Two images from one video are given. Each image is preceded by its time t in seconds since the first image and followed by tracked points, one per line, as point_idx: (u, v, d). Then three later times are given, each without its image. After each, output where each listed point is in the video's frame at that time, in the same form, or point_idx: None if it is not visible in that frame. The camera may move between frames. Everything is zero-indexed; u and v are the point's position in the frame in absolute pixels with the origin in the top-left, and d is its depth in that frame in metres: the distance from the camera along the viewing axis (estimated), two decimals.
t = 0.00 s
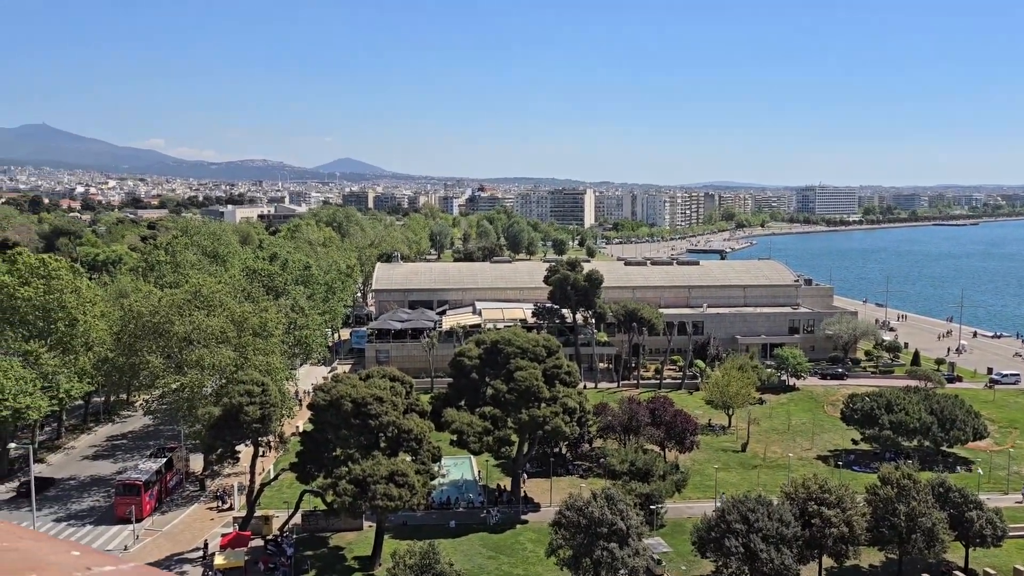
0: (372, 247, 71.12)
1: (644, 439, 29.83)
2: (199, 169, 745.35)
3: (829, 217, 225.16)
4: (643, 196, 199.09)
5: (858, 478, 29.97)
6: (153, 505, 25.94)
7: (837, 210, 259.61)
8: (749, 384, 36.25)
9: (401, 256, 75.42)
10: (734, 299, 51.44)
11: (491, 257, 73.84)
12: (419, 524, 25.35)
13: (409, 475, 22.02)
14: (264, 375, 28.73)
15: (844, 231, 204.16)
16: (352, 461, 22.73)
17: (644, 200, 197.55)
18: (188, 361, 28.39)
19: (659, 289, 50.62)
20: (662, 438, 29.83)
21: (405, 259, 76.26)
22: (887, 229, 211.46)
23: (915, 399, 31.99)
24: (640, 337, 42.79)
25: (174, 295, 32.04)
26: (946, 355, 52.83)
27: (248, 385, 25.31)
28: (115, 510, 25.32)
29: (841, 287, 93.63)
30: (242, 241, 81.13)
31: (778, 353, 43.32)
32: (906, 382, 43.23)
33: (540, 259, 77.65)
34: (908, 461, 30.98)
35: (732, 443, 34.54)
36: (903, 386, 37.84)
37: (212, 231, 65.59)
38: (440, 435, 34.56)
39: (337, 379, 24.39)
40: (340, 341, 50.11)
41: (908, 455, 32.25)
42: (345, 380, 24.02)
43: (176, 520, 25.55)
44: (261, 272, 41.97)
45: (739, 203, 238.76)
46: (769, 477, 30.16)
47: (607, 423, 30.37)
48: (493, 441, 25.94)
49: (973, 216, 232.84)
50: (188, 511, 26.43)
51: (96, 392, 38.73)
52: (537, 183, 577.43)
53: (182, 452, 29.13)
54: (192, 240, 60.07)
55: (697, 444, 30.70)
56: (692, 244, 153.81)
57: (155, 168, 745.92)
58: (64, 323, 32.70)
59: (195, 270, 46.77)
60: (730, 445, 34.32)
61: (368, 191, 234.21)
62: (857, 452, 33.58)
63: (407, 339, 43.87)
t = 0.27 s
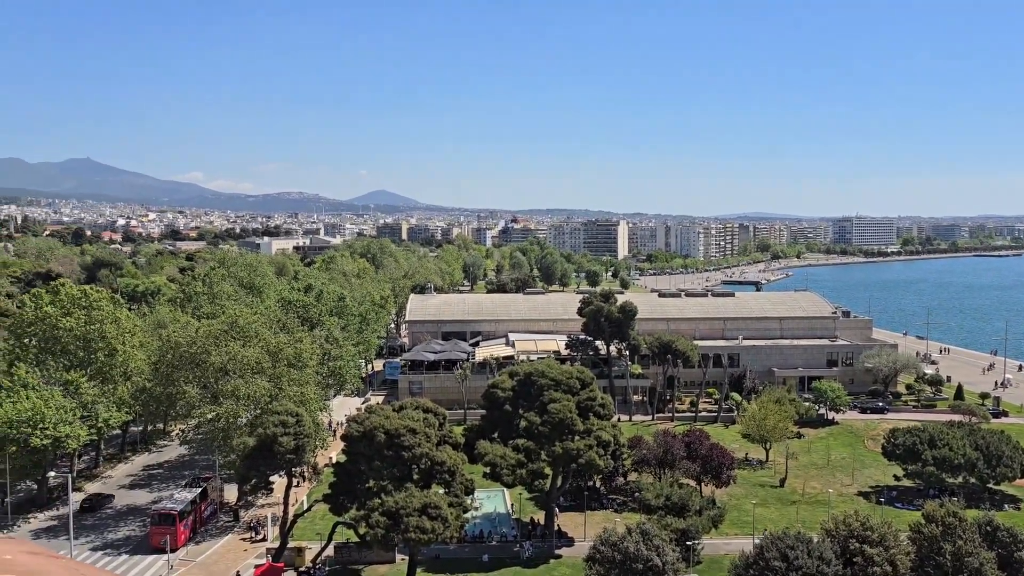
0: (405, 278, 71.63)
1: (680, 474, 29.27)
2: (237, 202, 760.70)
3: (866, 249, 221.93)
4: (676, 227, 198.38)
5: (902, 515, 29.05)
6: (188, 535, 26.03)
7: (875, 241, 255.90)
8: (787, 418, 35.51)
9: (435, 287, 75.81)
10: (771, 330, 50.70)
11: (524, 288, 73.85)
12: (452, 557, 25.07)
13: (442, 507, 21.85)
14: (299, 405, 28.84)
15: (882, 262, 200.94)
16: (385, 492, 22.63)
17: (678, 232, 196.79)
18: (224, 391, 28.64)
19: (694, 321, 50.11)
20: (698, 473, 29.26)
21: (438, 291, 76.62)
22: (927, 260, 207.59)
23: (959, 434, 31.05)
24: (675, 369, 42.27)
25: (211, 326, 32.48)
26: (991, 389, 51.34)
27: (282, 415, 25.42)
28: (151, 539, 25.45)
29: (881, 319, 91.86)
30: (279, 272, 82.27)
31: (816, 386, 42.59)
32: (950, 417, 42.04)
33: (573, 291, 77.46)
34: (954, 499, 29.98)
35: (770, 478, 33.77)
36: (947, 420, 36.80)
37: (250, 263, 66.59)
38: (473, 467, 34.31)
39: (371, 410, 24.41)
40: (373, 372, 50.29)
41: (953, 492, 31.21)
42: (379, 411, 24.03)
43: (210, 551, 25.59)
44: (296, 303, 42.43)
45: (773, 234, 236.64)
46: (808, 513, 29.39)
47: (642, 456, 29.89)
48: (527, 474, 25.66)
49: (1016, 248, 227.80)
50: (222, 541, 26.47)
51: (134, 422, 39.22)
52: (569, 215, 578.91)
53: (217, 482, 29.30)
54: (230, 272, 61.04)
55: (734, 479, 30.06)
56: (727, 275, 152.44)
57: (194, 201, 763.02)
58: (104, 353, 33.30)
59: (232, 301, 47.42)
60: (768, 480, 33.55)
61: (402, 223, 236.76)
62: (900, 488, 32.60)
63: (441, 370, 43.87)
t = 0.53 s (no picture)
0: (442, 305, 72.03)
1: (720, 504, 28.76)
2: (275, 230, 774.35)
3: (909, 275, 217.71)
4: (713, 254, 196.93)
5: (952, 549, 28.10)
6: (225, 562, 26.19)
7: (917, 267, 250.96)
8: (830, 448, 34.72)
9: (471, 315, 76.06)
10: (811, 358, 49.85)
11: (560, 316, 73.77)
12: None
13: (479, 536, 21.72)
14: (335, 433, 29.00)
15: (926, 289, 196.82)
16: (422, 520, 22.61)
17: (714, 258, 195.26)
18: (262, 418, 28.98)
19: (732, 349, 49.52)
20: (738, 503, 28.71)
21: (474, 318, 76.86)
22: (973, 286, 202.79)
23: (1010, 466, 30.06)
24: (713, 397, 41.72)
25: (250, 353, 32.94)
26: None
27: (320, 443, 25.58)
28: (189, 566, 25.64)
29: (925, 346, 89.78)
30: (317, 300, 83.34)
31: (858, 416, 42.05)
32: (999, 448, 40.76)
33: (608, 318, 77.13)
34: (1006, 533, 28.94)
35: (813, 509, 33.00)
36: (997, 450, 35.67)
37: (289, 290, 67.58)
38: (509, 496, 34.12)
39: (408, 438, 24.49)
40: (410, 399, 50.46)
41: (1005, 526, 30.13)
42: (416, 439, 24.09)
43: None
44: (334, 331, 42.86)
45: (812, 261, 233.54)
46: (853, 546, 28.63)
47: (681, 486, 29.41)
48: (564, 503, 25.40)
49: None
50: (259, 568, 26.59)
51: (174, 448, 39.81)
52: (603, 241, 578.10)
53: (254, 509, 29.55)
54: (270, 299, 61.98)
55: (776, 509, 29.43)
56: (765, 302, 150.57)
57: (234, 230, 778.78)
58: (146, 379, 33.99)
59: (271, 328, 48.09)
60: (810, 511, 32.78)
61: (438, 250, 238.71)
62: (949, 521, 31.58)
63: (477, 398, 43.86)
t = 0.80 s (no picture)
0: (476, 327, 72.24)
1: (759, 530, 28.22)
2: (310, 253, 784.72)
3: (951, 295, 213.18)
4: (749, 274, 194.91)
5: None
6: None
7: (960, 287, 245.58)
8: (873, 472, 33.91)
9: (504, 337, 76.13)
10: (851, 381, 48.93)
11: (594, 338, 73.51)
12: None
13: (515, 560, 21.51)
14: (371, 455, 29.15)
15: (969, 309, 192.39)
16: (458, 544, 22.56)
17: (750, 279, 193.18)
18: (299, 440, 29.27)
19: (770, 371, 48.84)
20: (779, 529, 28.16)
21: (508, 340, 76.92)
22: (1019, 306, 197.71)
23: None
24: (751, 420, 41.10)
25: (288, 375, 33.33)
26: None
27: (356, 465, 25.72)
28: None
29: (971, 369, 87.60)
30: (353, 321, 84.21)
31: (901, 440, 40.99)
32: None
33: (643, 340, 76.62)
34: None
35: (856, 535, 32.21)
36: None
37: (325, 313, 68.35)
38: (545, 519, 33.89)
39: (443, 460, 24.52)
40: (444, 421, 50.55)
41: None
42: (452, 461, 24.11)
43: None
44: (370, 353, 43.21)
45: (850, 281, 229.86)
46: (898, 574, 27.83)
47: (719, 511, 28.93)
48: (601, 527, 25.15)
49: None
50: None
51: (212, 470, 40.29)
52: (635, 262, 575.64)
53: (291, 531, 29.75)
54: (306, 322, 62.73)
55: (818, 535, 28.80)
56: (803, 323, 148.38)
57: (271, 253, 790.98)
58: (185, 402, 34.54)
59: (308, 351, 48.62)
60: (853, 537, 32.00)
61: (472, 272, 239.70)
62: (999, 549, 30.56)
63: (512, 420, 43.78)
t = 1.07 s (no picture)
0: (509, 344, 72.29)
1: (799, 549, 27.74)
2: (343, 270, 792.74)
3: (994, 310, 208.40)
4: (784, 290, 192.62)
5: None
6: None
7: (1002, 301, 240.03)
8: (915, 491, 33.16)
9: (537, 353, 76.07)
10: (891, 398, 48.03)
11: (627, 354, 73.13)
12: None
13: None
14: (405, 471, 29.26)
15: (1013, 324, 187.80)
16: (493, 562, 22.51)
17: (785, 294, 190.88)
18: (335, 457, 29.52)
19: (807, 387, 48.14)
20: (819, 549, 27.68)
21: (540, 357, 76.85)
22: None
23: None
24: (789, 437, 40.50)
25: (323, 392, 33.64)
26: None
27: (391, 482, 25.83)
28: None
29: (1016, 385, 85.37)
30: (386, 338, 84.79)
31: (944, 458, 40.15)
32: None
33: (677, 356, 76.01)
34: None
35: (899, 556, 31.48)
36: None
37: (359, 330, 68.95)
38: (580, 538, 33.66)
39: (478, 478, 24.54)
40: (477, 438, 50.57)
41: None
42: (487, 479, 24.12)
43: None
44: (404, 370, 43.45)
45: (888, 296, 225.96)
46: None
47: (757, 530, 28.49)
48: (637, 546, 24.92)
49: None
50: None
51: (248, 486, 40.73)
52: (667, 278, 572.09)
53: (326, 548, 29.96)
54: (341, 339, 63.32)
55: (859, 556, 28.23)
56: (840, 338, 146.07)
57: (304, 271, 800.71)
58: (222, 418, 34.99)
59: (342, 368, 49.05)
60: (896, 558, 31.28)
61: (503, 289, 240.27)
62: None
63: (545, 437, 43.65)
